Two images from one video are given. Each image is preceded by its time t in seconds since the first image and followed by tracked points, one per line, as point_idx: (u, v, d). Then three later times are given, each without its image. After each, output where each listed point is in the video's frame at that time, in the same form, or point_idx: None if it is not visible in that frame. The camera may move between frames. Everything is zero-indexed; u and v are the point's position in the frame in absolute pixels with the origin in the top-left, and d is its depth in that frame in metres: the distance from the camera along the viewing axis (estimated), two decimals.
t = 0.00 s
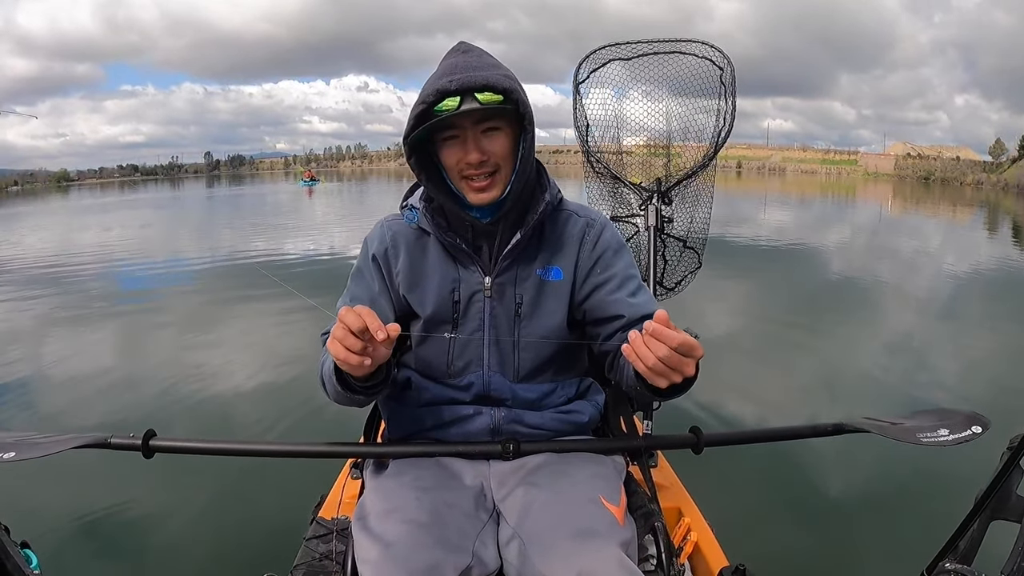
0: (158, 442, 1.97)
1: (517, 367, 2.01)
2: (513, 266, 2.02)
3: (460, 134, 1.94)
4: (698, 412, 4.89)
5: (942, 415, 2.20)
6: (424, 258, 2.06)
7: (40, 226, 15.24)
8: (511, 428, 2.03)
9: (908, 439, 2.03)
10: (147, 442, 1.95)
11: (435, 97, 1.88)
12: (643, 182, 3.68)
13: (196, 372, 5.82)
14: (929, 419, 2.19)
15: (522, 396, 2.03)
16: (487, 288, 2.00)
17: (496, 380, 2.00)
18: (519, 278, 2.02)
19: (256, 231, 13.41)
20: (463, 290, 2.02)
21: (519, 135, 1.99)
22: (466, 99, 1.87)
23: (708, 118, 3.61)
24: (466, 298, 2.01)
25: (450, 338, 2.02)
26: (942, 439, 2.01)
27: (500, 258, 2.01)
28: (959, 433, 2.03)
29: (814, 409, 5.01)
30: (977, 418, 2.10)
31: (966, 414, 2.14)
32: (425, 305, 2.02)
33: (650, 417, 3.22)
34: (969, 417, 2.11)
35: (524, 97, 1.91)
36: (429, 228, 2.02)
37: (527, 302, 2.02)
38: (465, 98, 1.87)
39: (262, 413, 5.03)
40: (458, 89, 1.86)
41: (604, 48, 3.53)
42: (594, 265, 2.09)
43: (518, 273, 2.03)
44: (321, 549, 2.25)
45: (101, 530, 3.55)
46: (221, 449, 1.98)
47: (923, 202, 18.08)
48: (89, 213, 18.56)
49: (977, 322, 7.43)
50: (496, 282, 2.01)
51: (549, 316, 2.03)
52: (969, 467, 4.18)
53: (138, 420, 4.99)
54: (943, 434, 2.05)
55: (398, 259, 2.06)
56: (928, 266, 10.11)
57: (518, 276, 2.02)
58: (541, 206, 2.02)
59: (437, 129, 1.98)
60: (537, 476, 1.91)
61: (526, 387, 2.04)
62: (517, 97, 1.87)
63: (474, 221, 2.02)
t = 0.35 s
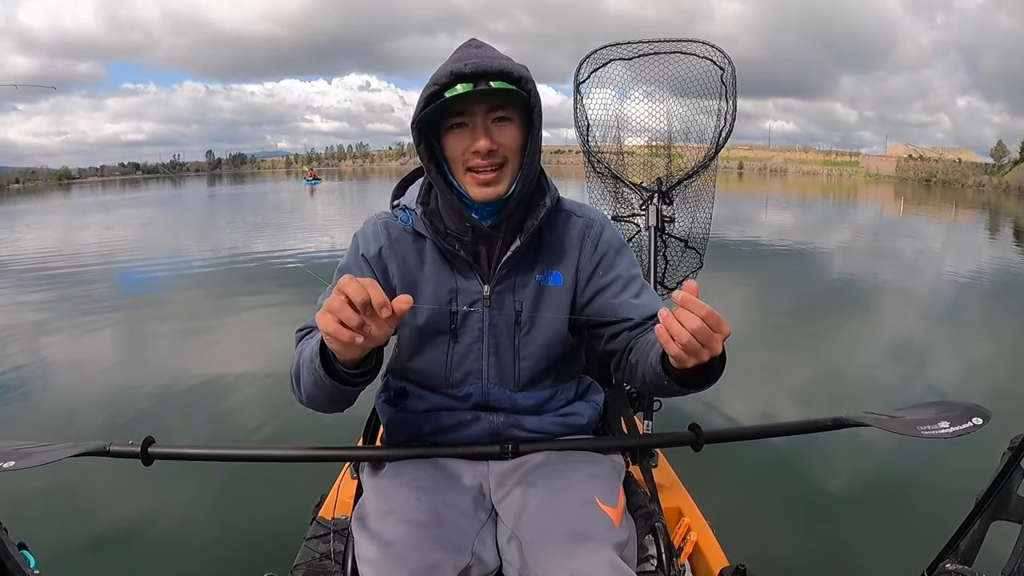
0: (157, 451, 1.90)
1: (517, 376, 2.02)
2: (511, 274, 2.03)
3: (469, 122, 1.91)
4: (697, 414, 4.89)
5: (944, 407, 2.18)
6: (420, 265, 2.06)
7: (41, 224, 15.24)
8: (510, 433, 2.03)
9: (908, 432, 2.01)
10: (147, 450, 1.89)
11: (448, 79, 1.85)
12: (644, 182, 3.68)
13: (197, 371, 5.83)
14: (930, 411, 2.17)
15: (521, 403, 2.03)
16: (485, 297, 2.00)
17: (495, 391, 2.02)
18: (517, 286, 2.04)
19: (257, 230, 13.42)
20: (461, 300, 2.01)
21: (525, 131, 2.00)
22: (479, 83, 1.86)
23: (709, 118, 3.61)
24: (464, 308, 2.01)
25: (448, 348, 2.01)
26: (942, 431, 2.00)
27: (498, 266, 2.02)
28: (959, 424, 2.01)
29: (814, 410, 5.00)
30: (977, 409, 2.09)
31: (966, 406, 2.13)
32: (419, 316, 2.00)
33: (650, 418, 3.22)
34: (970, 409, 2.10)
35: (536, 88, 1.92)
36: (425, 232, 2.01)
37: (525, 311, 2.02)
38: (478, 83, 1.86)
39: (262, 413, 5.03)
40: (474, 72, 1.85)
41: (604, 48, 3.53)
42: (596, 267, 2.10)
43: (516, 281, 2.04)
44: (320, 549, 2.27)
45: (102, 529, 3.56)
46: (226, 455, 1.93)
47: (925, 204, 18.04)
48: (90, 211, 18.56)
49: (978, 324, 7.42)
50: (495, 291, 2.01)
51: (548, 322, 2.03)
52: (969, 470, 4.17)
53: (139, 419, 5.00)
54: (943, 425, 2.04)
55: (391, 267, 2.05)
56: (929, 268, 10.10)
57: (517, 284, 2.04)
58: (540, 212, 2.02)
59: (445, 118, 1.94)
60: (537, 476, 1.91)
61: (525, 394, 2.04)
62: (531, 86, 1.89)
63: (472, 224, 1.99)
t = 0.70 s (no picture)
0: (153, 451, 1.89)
1: (517, 382, 2.02)
2: (508, 279, 2.03)
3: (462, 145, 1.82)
4: (697, 414, 4.89)
5: (936, 409, 2.18)
6: (417, 272, 2.05)
7: (44, 225, 15.28)
8: (510, 435, 2.03)
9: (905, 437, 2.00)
10: (143, 450, 1.89)
11: (438, 104, 1.76)
12: (644, 182, 3.67)
13: (198, 371, 5.84)
14: (922, 413, 2.17)
15: (520, 408, 2.03)
16: (483, 303, 2.00)
17: (494, 397, 2.01)
18: (516, 290, 2.03)
19: (259, 230, 13.44)
20: (459, 306, 2.01)
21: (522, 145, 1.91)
22: (472, 106, 1.76)
23: (709, 119, 3.61)
24: (462, 315, 2.00)
25: (446, 355, 2.02)
26: (938, 435, 1.99)
27: (495, 272, 2.01)
28: (954, 428, 2.00)
29: (814, 411, 4.99)
30: (972, 412, 2.08)
31: (960, 410, 2.11)
32: (415, 319, 2.01)
33: (648, 418, 3.23)
34: (964, 412, 2.10)
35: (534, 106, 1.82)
36: (418, 239, 2.00)
37: (524, 317, 2.02)
38: (471, 105, 1.76)
39: (262, 414, 5.03)
40: (465, 96, 1.74)
41: (604, 48, 3.52)
42: (598, 270, 2.09)
43: (515, 286, 2.03)
44: (317, 548, 2.28)
45: (102, 530, 3.56)
46: (223, 455, 1.93)
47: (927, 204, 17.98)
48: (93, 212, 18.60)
49: (980, 324, 7.40)
50: (493, 297, 2.01)
51: (549, 327, 2.02)
52: (970, 471, 4.16)
53: (140, 419, 5.00)
54: (938, 429, 2.03)
55: (387, 274, 2.05)
56: (931, 268, 10.07)
57: (516, 289, 2.03)
58: (539, 217, 2.00)
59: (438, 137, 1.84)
60: (535, 476, 1.91)
61: (525, 399, 2.04)
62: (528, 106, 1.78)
63: (467, 235, 1.96)
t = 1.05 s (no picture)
0: (152, 455, 1.89)
1: (518, 379, 2.02)
2: (512, 277, 2.03)
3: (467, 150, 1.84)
4: (699, 414, 4.88)
5: (932, 403, 2.18)
6: (420, 270, 2.06)
7: (48, 226, 15.34)
8: (510, 434, 2.02)
9: (906, 432, 1.99)
10: (143, 454, 1.89)
11: (444, 111, 1.76)
12: (644, 182, 3.67)
13: (200, 372, 5.85)
14: (919, 408, 2.17)
15: (521, 405, 2.03)
16: (486, 301, 2.00)
17: (495, 394, 2.01)
18: (519, 288, 2.03)
19: (261, 231, 13.45)
20: (462, 304, 2.01)
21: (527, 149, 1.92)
22: (477, 115, 1.77)
23: (709, 119, 3.60)
24: (466, 312, 2.01)
25: (449, 351, 2.01)
26: (936, 430, 1.98)
27: (499, 270, 2.02)
28: (953, 423, 2.00)
29: (816, 411, 4.98)
30: (969, 408, 2.09)
31: (956, 406, 2.12)
32: (420, 315, 2.02)
33: (648, 418, 3.23)
34: (961, 407, 2.10)
35: (542, 118, 1.83)
36: (422, 236, 2.00)
37: (527, 315, 2.02)
38: (476, 114, 1.77)
39: (264, 415, 5.04)
40: (471, 104, 1.75)
41: (604, 48, 3.52)
42: (600, 269, 2.09)
43: (518, 284, 2.04)
44: (319, 548, 2.29)
45: (105, 531, 3.57)
46: (224, 458, 1.93)
47: (930, 203, 17.92)
48: (97, 213, 18.66)
49: (984, 324, 7.37)
50: (496, 294, 2.01)
51: (550, 326, 2.03)
52: (972, 470, 4.15)
53: (142, 420, 5.01)
54: (937, 424, 2.03)
55: (391, 272, 2.05)
56: (933, 268, 10.04)
57: (519, 287, 2.03)
58: (543, 217, 2.01)
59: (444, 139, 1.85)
60: (536, 476, 1.91)
61: (527, 397, 2.04)
62: (536, 116, 1.78)
63: (471, 234, 1.97)
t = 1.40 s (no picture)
0: (152, 453, 1.90)
1: (517, 375, 2.03)
2: (510, 273, 2.03)
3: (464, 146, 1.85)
4: (699, 414, 4.88)
5: (932, 403, 2.18)
6: (419, 266, 2.06)
7: (50, 225, 15.37)
8: (510, 433, 2.02)
9: (905, 433, 1.99)
10: (143, 453, 1.89)
11: (444, 106, 1.78)
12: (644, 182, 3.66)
13: (200, 371, 5.86)
14: (919, 408, 2.17)
15: (521, 402, 2.03)
16: (485, 295, 2.00)
17: (495, 390, 2.01)
18: (518, 283, 2.03)
19: (262, 230, 13.46)
20: (461, 298, 2.01)
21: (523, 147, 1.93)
22: (475, 110, 1.78)
23: (709, 119, 3.59)
24: (465, 307, 2.01)
25: (448, 347, 2.02)
26: (936, 431, 1.99)
27: (498, 265, 2.02)
28: (952, 424, 2.01)
29: (817, 411, 4.97)
30: (969, 408, 2.09)
31: (955, 407, 2.12)
32: (420, 308, 2.02)
33: (648, 418, 3.23)
34: (961, 407, 2.11)
35: (539, 116, 1.82)
36: (423, 233, 2.01)
37: (526, 310, 2.02)
38: (474, 109, 1.78)
39: (264, 415, 5.04)
40: (470, 100, 1.76)
41: (604, 47, 3.52)
42: (597, 265, 2.09)
43: (517, 279, 2.04)
44: (319, 548, 2.29)
45: (106, 530, 3.58)
46: (224, 458, 1.93)
47: (932, 203, 17.88)
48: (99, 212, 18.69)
49: (985, 324, 7.35)
50: (495, 289, 2.01)
51: (548, 321, 2.03)
52: (973, 470, 4.15)
53: (143, 419, 5.02)
54: (937, 425, 2.03)
55: (391, 268, 2.05)
56: (935, 268, 10.02)
57: (517, 282, 2.03)
58: (541, 212, 2.01)
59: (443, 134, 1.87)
60: (535, 476, 1.91)
61: (526, 393, 2.04)
62: (532, 115, 1.79)
63: (470, 229, 1.98)
